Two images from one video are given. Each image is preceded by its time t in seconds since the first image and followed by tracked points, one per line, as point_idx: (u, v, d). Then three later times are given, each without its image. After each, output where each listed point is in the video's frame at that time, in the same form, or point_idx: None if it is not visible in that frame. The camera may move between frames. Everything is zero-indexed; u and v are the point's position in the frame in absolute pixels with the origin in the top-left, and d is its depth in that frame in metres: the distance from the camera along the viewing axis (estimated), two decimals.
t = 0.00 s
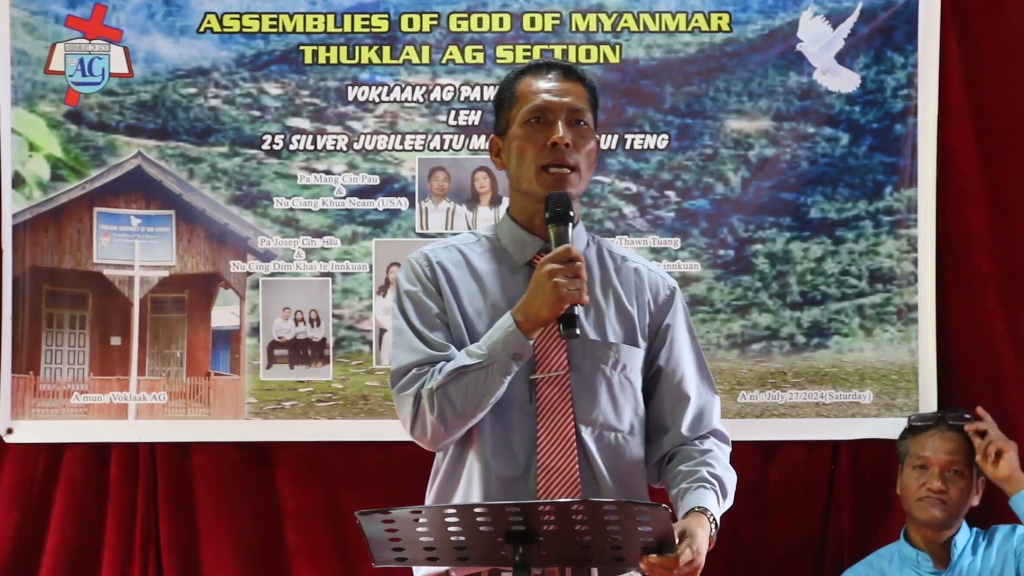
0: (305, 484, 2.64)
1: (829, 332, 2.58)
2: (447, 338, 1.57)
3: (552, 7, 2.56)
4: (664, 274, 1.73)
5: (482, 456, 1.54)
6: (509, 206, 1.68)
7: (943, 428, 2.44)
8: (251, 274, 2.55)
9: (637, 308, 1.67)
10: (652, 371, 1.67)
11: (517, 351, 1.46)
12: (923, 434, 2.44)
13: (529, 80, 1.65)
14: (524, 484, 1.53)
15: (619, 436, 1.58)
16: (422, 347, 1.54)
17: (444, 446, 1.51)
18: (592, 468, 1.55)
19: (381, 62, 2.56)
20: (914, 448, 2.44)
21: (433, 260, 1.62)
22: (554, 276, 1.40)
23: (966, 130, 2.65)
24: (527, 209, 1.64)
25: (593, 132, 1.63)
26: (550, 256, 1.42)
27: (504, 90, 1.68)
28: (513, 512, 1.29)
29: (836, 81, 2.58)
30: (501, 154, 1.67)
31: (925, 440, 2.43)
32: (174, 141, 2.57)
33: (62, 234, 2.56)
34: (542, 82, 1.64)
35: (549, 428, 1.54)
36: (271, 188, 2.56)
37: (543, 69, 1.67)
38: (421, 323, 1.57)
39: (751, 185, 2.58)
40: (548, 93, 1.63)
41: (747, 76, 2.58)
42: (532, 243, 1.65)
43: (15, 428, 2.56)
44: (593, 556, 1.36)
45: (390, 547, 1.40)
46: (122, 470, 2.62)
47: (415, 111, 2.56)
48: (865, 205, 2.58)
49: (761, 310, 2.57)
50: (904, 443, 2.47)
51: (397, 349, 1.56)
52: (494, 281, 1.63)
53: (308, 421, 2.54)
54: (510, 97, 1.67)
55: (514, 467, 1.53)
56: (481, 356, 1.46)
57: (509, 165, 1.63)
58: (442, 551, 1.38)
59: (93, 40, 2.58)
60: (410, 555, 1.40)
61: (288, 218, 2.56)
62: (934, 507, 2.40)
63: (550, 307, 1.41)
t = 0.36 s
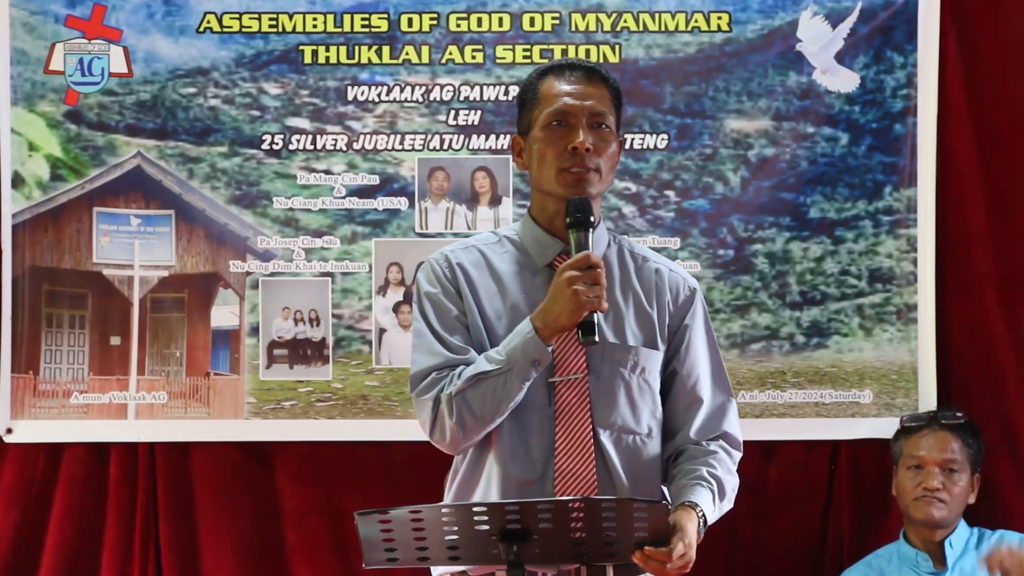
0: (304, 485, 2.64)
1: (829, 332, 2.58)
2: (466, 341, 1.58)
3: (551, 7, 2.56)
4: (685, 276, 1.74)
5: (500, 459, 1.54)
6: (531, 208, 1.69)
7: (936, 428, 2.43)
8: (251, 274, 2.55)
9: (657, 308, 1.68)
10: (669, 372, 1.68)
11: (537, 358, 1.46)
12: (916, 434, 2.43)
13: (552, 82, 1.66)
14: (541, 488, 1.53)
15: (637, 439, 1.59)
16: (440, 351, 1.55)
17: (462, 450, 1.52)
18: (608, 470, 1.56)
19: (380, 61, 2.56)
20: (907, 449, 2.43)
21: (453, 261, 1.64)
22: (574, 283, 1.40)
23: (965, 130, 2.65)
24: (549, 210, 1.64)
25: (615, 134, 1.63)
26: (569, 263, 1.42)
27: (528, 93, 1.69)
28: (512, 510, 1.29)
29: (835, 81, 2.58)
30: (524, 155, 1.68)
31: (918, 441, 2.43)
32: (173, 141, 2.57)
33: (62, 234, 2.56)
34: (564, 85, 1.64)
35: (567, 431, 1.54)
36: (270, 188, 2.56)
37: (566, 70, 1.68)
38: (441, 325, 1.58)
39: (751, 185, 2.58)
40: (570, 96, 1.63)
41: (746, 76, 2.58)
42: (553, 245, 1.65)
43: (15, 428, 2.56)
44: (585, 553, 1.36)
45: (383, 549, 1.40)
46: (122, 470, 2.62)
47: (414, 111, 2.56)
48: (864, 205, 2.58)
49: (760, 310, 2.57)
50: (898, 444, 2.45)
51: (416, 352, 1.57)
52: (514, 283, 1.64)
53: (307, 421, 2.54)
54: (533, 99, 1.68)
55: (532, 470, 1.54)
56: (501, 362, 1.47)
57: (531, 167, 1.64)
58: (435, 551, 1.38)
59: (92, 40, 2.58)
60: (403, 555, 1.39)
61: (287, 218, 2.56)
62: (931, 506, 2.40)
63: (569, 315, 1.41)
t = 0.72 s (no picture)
0: (304, 484, 2.64)
1: (828, 332, 2.58)
2: (453, 341, 1.59)
3: (551, 7, 2.56)
4: (674, 274, 1.74)
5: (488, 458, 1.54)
6: (518, 207, 1.69)
7: (930, 429, 2.43)
8: (250, 274, 2.55)
9: (645, 307, 1.68)
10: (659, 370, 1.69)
11: (522, 356, 1.47)
12: (910, 436, 2.43)
13: (536, 81, 1.66)
14: (529, 486, 1.54)
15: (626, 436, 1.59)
16: (427, 351, 1.56)
17: (450, 449, 1.53)
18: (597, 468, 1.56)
19: (379, 61, 2.56)
20: (902, 451, 2.44)
21: (440, 261, 1.64)
22: (558, 281, 1.41)
23: (965, 129, 2.64)
24: (534, 210, 1.65)
25: (598, 133, 1.63)
26: (553, 260, 1.43)
27: (514, 93, 1.70)
28: (515, 511, 1.29)
29: (834, 81, 2.58)
30: (510, 155, 1.68)
31: (913, 442, 2.43)
32: (173, 141, 2.57)
33: (61, 234, 2.56)
34: (548, 84, 1.65)
35: (555, 428, 1.55)
36: (270, 188, 2.56)
37: (551, 69, 1.68)
38: (427, 325, 1.58)
39: (750, 185, 2.58)
40: (553, 95, 1.63)
41: (746, 76, 2.58)
42: (539, 244, 1.66)
43: (14, 428, 2.56)
44: (590, 556, 1.36)
45: (388, 547, 1.40)
46: (122, 470, 2.62)
47: (414, 110, 2.56)
48: (864, 205, 2.58)
49: (760, 310, 2.57)
50: (892, 446, 2.46)
51: (403, 353, 1.58)
52: (501, 282, 1.64)
53: (307, 421, 2.54)
54: (518, 99, 1.68)
55: (520, 469, 1.54)
56: (486, 361, 1.48)
57: (515, 167, 1.65)
58: (440, 551, 1.38)
59: (92, 40, 2.58)
60: (408, 554, 1.39)
61: (287, 218, 2.56)
62: (929, 507, 2.40)
63: (555, 312, 1.42)
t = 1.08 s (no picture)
0: (303, 484, 2.63)
1: (828, 332, 2.58)
2: (418, 343, 1.62)
3: (550, 7, 2.56)
4: (644, 273, 1.75)
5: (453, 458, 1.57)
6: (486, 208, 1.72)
7: (931, 429, 2.43)
8: (250, 273, 2.55)
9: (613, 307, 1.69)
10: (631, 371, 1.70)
11: (482, 358, 1.49)
12: (912, 436, 2.43)
13: (501, 82, 1.68)
14: (495, 487, 1.56)
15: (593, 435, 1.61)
16: (391, 353, 1.59)
17: (414, 452, 1.55)
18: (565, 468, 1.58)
19: (379, 61, 2.56)
20: (904, 451, 2.44)
21: (407, 262, 1.67)
22: (516, 282, 1.42)
23: (964, 129, 2.64)
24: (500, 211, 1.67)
25: (561, 133, 1.64)
26: (511, 262, 1.43)
27: (481, 94, 1.72)
28: (513, 512, 1.29)
29: (834, 81, 2.58)
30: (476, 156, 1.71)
31: (915, 442, 2.43)
32: (173, 141, 2.57)
33: (61, 234, 2.56)
34: (512, 85, 1.67)
35: (521, 429, 1.57)
36: (269, 188, 2.56)
37: (517, 70, 1.70)
38: (393, 328, 1.62)
39: (750, 185, 2.58)
40: (516, 96, 1.66)
41: (746, 76, 2.58)
42: (506, 244, 1.69)
43: (14, 428, 2.56)
44: (591, 556, 1.36)
45: (388, 547, 1.40)
46: (121, 470, 2.62)
47: (413, 110, 2.56)
48: (863, 205, 2.58)
49: (759, 309, 2.57)
50: (893, 446, 2.46)
51: (368, 354, 1.61)
52: (467, 284, 1.67)
53: (306, 421, 2.54)
54: (485, 101, 1.70)
55: (487, 469, 1.57)
56: (446, 363, 1.50)
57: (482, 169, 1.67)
58: (441, 550, 1.38)
59: (92, 39, 2.58)
60: (409, 554, 1.40)
61: (287, 218, 2.56)
62: (931, 507, 2.40)
63: (513, 314, 1.43)
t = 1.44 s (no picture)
0: (303, 484, 2.63)
1: (828, 332, 2.58)
2: (389, 346, 1.66)
3: (550, 7, 2.56)
4: (616, 269, 1.77)
5: (428, 458, 1.62)
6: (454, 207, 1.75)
7: (931, 429, 2.43)
8: (249, 274, 2.55)
9: (582, 301, 1.71)
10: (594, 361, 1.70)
11: (450, 359, 1.54)
12: (912, 436, 2.43)
13: (464, 81, 1.72)
14: (470, 486, 1.61)
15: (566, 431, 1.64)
16: (362, 357, 1.63)
17: (387, 454, 1.60)
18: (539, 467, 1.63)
19: (379, 62, 2.56)
20: (903, 451, 2.44)
21: (377, 266, 1.71)
22: (482, 282, 1.47)
23: (964, 129, 2.64)
24: (467, 209, 1.70)
25: (523, 130, 1.67)
26: (478, 262, 1.49)
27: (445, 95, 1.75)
28: (513, 512, 1.29)
29: (833, 81, 2.58)
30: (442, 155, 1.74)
31: (914, 442, 2.43)
32: (172, 142, 2.57)
33: (61, 235, 2.56)
34: (474, 84, 1.70)
35: (494, 429, 1.61)
36: (269, 188, 2.56)
37: (480, 70, 1.73)
38: (363, 333, 1.66)
39: (750, 185, 2.58)
40: (478, 94, 1.69)
41: (746, 76, 2.58)
42: (473, 244, 1.73)
43: (14, 428, 2.56)
44: (591, 556, 1.36)
45: (387, 548, 1.40)
46: (121, 470, 2.62)
47: (413, 111, 2.56)
48: (863, 205, 2.58)
49: (759, 310, 2.57)
50: (893, 446, 2.46)
51: (339, 359, 1.66)
52: (436, 285, 1.71)
53: (306, 421, 2.54)
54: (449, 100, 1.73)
55: (461, 469, 1.61)
56: (416, 365, 1.55)
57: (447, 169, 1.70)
58: (440, 551, 1.38)
59: (91, 40, 2.58)
60: (408, 555, 1.40)
61: (287, 218, 2.56)
62: (931, 507, 2.40)
63: (478, 314, 1.49)
